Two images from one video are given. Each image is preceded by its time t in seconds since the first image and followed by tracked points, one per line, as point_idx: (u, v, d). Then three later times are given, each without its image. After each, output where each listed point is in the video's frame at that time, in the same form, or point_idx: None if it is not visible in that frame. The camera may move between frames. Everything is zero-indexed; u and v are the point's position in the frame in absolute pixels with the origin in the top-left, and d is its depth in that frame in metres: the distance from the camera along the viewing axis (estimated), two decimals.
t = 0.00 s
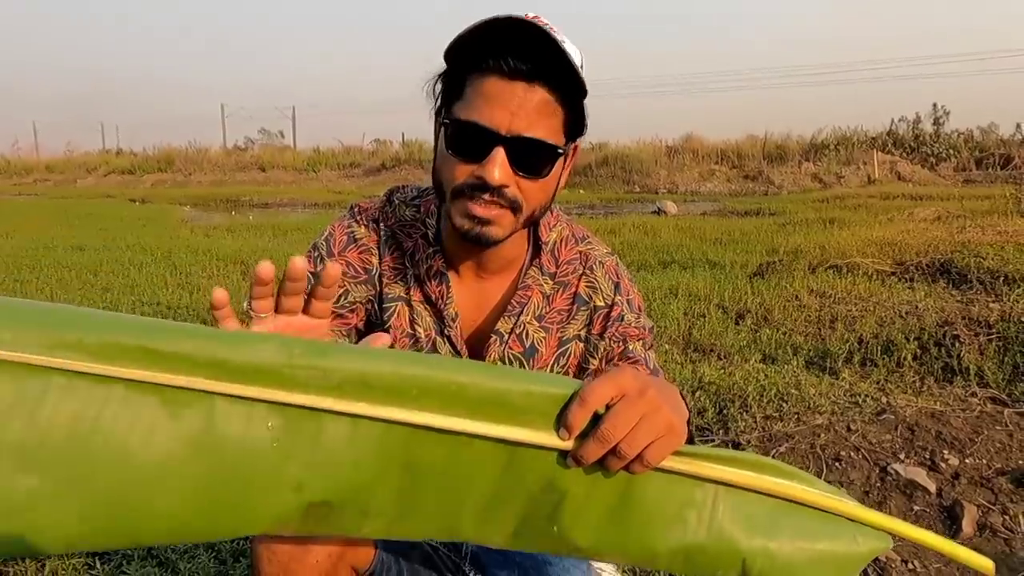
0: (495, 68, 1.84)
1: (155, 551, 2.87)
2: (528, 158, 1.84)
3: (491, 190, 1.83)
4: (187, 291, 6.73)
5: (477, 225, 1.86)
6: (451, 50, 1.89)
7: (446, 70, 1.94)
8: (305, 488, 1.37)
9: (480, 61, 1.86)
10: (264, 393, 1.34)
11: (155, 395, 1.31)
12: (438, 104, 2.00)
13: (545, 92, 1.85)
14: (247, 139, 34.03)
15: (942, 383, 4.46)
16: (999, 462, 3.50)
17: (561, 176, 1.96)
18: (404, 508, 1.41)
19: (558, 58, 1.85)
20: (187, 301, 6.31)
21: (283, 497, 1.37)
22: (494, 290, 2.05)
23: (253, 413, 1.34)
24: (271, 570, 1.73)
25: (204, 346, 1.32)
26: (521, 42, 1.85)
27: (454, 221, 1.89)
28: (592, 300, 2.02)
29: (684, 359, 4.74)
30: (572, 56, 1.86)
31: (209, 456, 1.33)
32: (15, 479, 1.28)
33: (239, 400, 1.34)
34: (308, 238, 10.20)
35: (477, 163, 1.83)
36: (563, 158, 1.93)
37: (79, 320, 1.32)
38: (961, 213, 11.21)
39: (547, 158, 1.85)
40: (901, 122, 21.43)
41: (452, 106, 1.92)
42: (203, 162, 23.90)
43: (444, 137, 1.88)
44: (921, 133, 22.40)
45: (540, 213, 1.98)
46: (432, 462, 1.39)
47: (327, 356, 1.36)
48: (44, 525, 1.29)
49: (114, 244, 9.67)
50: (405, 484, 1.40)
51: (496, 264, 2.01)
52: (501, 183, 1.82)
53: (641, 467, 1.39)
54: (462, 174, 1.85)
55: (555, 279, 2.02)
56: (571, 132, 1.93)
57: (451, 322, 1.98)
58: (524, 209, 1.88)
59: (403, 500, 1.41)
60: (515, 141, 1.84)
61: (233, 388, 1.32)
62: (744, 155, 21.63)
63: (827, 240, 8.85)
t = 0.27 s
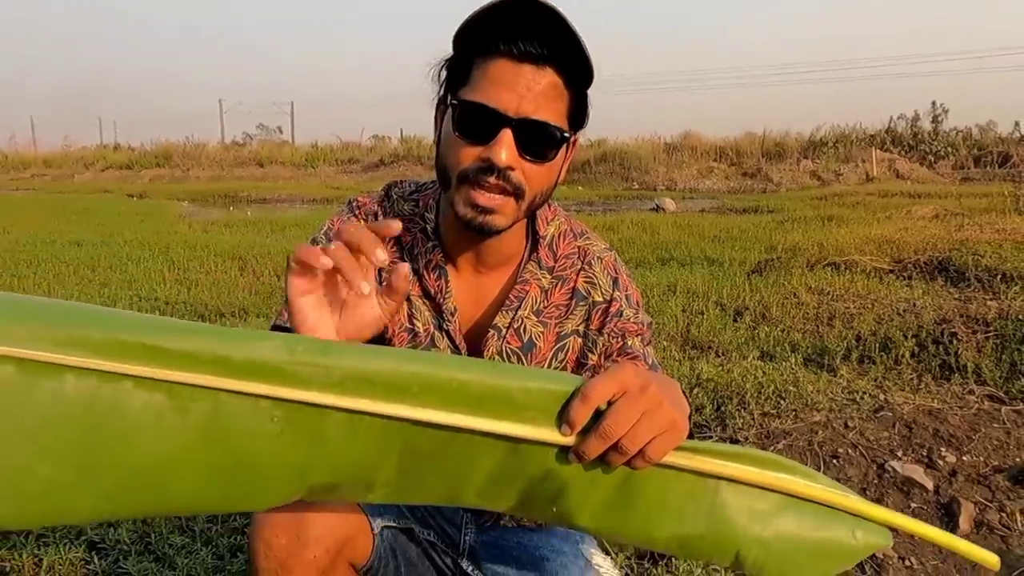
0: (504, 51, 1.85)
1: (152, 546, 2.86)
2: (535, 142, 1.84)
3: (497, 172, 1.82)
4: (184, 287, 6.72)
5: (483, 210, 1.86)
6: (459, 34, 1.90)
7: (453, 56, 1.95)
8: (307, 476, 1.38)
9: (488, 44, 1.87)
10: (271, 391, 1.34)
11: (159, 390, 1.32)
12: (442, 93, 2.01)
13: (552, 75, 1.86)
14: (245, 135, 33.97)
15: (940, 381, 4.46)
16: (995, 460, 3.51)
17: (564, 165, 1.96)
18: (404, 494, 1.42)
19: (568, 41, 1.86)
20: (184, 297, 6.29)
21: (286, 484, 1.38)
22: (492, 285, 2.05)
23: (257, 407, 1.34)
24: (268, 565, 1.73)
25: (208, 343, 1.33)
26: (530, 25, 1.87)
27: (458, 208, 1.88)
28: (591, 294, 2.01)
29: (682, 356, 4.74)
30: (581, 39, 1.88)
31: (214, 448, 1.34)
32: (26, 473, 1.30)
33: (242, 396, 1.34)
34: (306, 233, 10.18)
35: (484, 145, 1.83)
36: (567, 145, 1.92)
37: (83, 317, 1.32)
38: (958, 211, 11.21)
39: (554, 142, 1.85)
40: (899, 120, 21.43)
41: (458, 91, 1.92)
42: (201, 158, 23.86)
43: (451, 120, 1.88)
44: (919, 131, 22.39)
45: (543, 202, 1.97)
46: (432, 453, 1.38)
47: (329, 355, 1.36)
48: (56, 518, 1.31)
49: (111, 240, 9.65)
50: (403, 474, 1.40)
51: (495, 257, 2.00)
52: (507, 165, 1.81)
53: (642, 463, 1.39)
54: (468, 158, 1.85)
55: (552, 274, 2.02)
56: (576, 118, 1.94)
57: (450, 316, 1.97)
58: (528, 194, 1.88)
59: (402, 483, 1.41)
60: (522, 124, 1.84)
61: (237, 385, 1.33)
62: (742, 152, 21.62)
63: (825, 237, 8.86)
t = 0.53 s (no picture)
0: (500, 45, 1.85)
1: (150, 540, 2.86)
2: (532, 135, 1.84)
3: (495, 166, 1.81)
4: (183, 282, 6.70)
5: (480, 204, 1.85)
6: (454, 28, 1.89)
7: (448, 51, 1.94)
8: (301, 466, 1.38)
9: (485, 38, 1.87)
10: (270, 379, 1.32)
11: (156, 377, 1.31)
12: (438, 87, 2.00)
13: (549, 68, 1.86)
14: (243, 130, 33.91)
15: (938, 377, 4.46)
16: (993, 456, 3.51)
17: (562, 158, 1.96)
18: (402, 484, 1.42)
19: (566, 32, 1.86)
20: (183, 292, 6.28)
21: (281, 472, 1.38)
22: (489, 279, 2.05)
23: (253, 396, 1.34)
24: (266, 559, 1.73)
25: (206, 331, 1.31)
26: (527, 18, 1.87)
27: (455, 203, 1.88)
28: (590, 289, 2.00)
29: (681, 351, 4.74)
30: (578, 31, 1.87)
31: (210, 435, 1.34)
32: (23, 456, 1.29)
33: (240, 385, 1.33)
34: (304, 229, 10.17)
35: (481, 139, 1.82)
36: (566, 136, 1.92)
37: (81, 301, 1.30)
38: (957, 208, 11.21)
39: (551, 135, 1.84)
40: (898, 117, 21.41)
41: (455, 85, 1.92)
42: (199, 153, 23.81)
43: (448, 114, 1.87)
44: (918, 128, 22.38)
45: (542, 195, 1.97)
46: (429, 446, 1.38)
47: (328, 344, 1.35)
48: (52, 500, 1.32)
49: (109, 234, 9.63)
50: (400, 467, 1.41)
51: (492, 251, 2.01)
52: (505, 158, 1.80)
53: (637, 458, 1.39)
54: (465, 151, 1.84)
55: (552, 267, 2.01)
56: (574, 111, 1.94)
57: (449, 307, 1.97)
58: (527, 187, 1.87)
59: (398, 473, 1.41)
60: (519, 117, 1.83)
61: (233, 373, 1.32)
62: (742, 148, 21.61)
63: (824, 234, 8.85)
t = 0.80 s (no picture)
0: (506, 41, 1.85)
1: (151, 537, 2.86)
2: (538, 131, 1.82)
3: (501, 163, 1.81)
4: (183, 279, 6.70)
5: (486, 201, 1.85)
6: (459, 25, 1.89)
7: (453, 48, 1.94)
8: (305, 477, 1.38)
9: (490, 34, 1.86)
10: (271, 396, 1.32)
11: (157, 394, 1.31)
12: (443, 84, 2.00)
13: (555, 64, 1.86)
14: (243, 127, 33.88)
15: (938, 374, 4.46)
16: (994, 453, 3.51)
17: (567, 154, 1.94)
18: (403, 487, 1.42)
19: (570, 27, 1.86)
20: (183, 288, 6.28)
21: (284, 483, 1.38)
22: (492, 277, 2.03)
23: (254, 411, 1.33)
24: (264, 554, 1.72)
25: (207, 348, 1.31)
26: (532, 14, 1.86)
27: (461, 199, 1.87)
28: (593, 289, 2.00)
29: (681, 349, 4.73)
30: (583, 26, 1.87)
31: (212, 449, 1.33)
32: (25, 474, 1.29)
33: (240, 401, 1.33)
34: (304, 226, 10.16)
35: (486, 136, 1.81)
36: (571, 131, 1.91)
37: (84, 321, 1.31)
38: (957, 205, 11.21)
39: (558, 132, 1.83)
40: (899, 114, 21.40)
41: (460, 83, 1.91)
42: (199, 150, 23.79)
43: (453, 111, 1.86)
44: (918, 125, 22.37)
45: (548, 191, 1.96)
46: (429, 453, 1.38)
47: (330, 359, 1.35)
48: (55, 518, 1.31)
49: (109, 231, 9.62)
50: (402, 473, 1.40)
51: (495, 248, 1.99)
52: (511, 156, 1.79)
53: (639, 469, 1.39)
54: (471, 149, 1.82)
55: (556, 267, 2.01)
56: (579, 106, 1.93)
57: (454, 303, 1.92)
58: (533, 184, 1.86)
59: (399, 480, 1.41)
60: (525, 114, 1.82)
61: (235, 389, 1.31)
62: (742, 146, 21.59)
63: (824, 231, 8.85)
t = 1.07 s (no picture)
0: (514, 53, 1.85)
1: (156, 544, 2.86)
2: (545, 144, 1.83)
3: (508, 175, 1.82)
4: (189, 286, 6.72)
5: (492, 212, 1.86)
6: (467, 37, 1.90)
7: (461, 58, 1.95)
8: (309, 483, 1.39)
9: (498, 46, 1.87)
10: (275, 401, 1.33)
11: (163, 396, 1.31)
12: (450, 93, 2.00)
13: (563, 77, 1.86)
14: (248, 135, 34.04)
15: (945, 381, 4.45)
16: (1001, 460, 3.49)
17: (574, 166, 1.95)
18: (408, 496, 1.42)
19: (579, 40, 1.87)
20: (188, 295, 6.30)
21: (288, 490, 1.38)
22: (497, 287, 2.04)
23: (260, 416, 1.34)
24: (273, 564, 1.73)
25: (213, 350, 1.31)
26: (540, 26, 1.87)
27: (467, 210, 1.88)
28: (599, 299, 2.00)
29: (686, 355, 4.73)
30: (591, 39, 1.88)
31: (219, 453, 1.34)
32: (31, 474, 1.30)
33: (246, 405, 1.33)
34: (309, 232, 10.19)
35: (493, 148, 1.82)
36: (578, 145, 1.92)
37: (89, 322, 1.30)
38: (963, 211, 11.19)
39: (564, 144, 1.83)
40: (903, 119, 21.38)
41: (467, 93, 1.92)
42: (204, 157, 23.88)
43: (460, 122, 1.87)
44: (923, 131, 22.35)
45: (554, 203, 1.96)
46: (434, 462, 1.38)
47: (335, 366, 1.35)
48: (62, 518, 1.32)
49: (115, 238, 9.66)
50: (407, 482, 1.40)
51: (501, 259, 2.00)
52: (517, 168, 1.80)
53: (644, 481, 1.39)
54: (478, 161, 1.83)
55: (562, 277, 2.02)
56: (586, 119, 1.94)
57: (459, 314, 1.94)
58: (539, 196, 1.87)
59: (403, 486, 1.41)
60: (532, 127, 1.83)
61: (240, 394, 1.32)
62: (746, 151, 21.59)
63: (829, 237, 8.84)
